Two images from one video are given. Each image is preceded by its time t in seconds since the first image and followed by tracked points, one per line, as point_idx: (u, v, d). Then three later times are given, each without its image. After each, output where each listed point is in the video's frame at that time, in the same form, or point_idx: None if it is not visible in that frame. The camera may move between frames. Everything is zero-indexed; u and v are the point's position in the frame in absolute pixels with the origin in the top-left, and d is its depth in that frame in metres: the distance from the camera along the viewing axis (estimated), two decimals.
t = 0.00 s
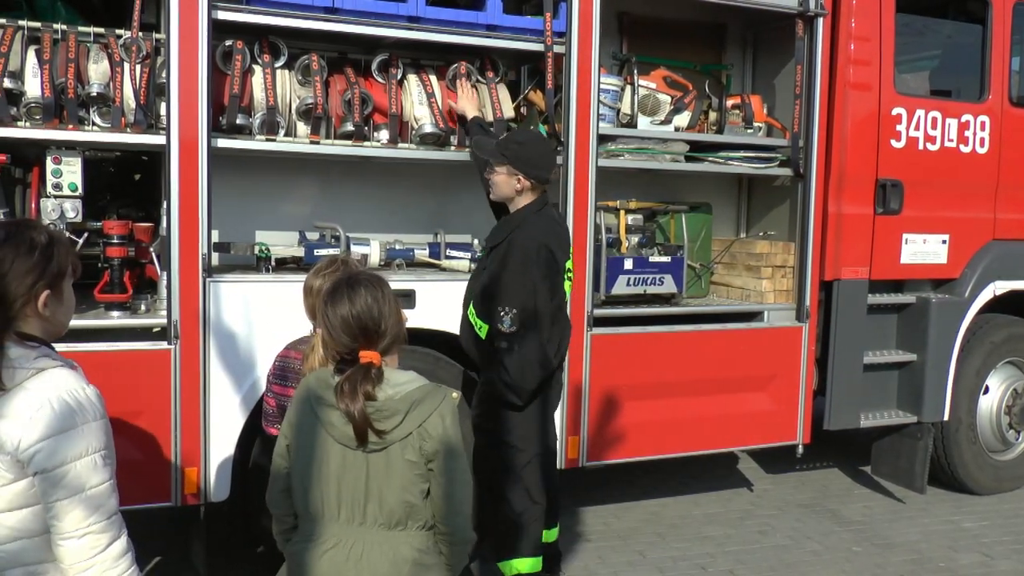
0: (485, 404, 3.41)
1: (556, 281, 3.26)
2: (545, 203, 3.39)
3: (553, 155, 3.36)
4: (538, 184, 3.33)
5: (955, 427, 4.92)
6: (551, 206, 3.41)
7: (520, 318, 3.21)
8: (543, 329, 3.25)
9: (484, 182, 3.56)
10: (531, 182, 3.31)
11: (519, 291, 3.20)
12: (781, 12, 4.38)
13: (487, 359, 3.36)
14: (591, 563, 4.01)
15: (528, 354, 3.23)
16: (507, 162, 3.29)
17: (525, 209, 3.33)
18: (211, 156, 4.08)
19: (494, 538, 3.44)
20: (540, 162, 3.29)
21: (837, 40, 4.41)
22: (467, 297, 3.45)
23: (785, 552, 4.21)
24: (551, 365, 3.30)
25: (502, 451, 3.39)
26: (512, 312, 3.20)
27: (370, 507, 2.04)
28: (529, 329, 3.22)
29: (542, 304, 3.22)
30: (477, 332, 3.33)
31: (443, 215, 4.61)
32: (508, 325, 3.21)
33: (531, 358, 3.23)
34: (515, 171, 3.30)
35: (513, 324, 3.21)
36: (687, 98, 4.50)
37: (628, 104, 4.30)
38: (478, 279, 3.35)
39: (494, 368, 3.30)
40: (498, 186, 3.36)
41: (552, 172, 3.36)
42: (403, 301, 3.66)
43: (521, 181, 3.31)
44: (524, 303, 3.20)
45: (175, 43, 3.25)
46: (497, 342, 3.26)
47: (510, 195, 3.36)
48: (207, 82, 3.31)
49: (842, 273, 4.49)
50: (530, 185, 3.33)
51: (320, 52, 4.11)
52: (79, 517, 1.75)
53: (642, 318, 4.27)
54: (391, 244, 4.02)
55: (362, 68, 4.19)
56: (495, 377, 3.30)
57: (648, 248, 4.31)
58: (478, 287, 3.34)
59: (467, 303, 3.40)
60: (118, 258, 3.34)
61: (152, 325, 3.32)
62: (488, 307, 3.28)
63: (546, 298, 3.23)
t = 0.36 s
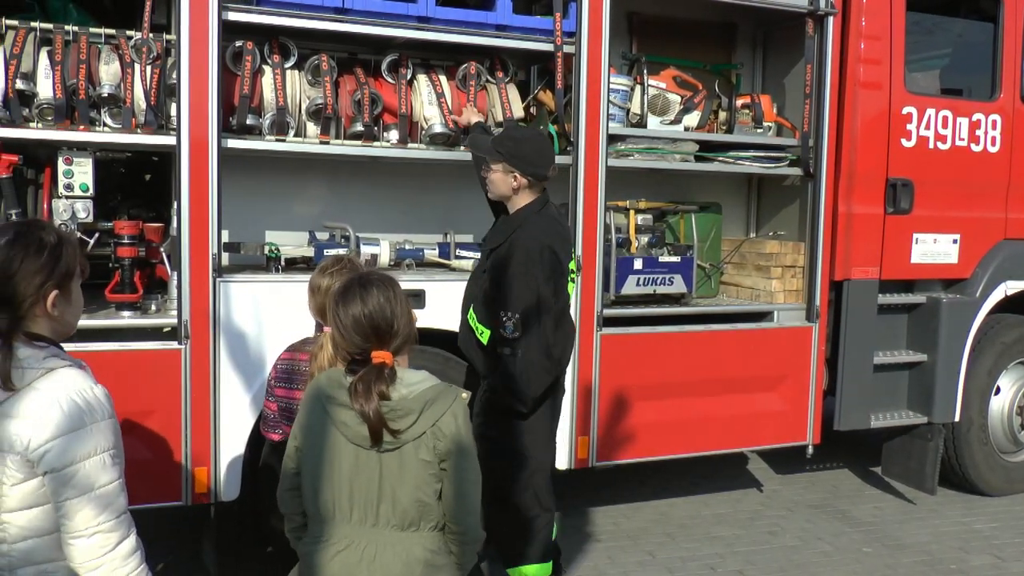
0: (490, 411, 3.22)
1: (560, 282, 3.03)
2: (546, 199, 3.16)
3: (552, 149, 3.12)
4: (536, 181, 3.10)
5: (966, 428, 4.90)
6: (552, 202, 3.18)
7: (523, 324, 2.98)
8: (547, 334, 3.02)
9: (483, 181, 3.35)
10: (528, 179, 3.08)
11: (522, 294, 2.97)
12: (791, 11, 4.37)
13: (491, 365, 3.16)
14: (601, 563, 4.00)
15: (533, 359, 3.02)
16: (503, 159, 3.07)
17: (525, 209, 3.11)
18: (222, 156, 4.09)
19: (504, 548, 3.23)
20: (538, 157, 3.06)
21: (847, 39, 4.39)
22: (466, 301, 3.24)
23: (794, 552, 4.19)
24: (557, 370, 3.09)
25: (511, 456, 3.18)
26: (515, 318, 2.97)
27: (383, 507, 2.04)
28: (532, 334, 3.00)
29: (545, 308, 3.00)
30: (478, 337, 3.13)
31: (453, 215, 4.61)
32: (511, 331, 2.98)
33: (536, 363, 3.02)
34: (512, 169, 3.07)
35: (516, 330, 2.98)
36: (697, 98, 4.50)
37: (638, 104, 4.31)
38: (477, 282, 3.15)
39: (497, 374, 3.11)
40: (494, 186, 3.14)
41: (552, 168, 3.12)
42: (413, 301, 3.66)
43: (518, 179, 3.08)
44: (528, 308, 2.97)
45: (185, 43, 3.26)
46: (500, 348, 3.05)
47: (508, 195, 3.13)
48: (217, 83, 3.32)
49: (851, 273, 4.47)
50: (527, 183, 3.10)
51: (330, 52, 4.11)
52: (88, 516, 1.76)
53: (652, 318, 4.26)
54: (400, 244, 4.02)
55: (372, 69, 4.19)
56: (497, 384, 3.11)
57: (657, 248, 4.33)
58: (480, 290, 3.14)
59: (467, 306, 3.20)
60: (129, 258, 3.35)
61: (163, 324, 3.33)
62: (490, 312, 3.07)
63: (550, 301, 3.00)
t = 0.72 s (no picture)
0: (484, 415, 3.17)
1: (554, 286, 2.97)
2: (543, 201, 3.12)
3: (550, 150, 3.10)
4: (532, 180, 3.07)
5: (973, 429, 4.88)
6: (550, 205, 3.15)
7: (515, 325, 2.92)
8: (541, 337, 2.94)
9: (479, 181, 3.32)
10: (524, 178, 3.06)
11: (516, 296, 2.92)
12: (799, 11, 4.36)
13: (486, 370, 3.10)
14: (608, 563, 4.00)
15: (523, 362, 2.93)
16: (500, 157, 3.05)
17: (519, 209, 3.08)
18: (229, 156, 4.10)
19: (505, 550, 3.20)
20: (534, 156, 3.03)
21: (855, 38, 4.38)
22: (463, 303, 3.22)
23: (801, 553, 4.19)
24: (547, 376, 3.01)
25: (514, 457, 3.13)
26: (506, 321, 2.94)
27: (382, 507, 2.05)
28: (524, 337, 2.92)
29: (537, 311, 2.92)
30: (473, 339, 3.08)
31: (459, 215, 4.61)
32: (502, 333, 2.95)
33: (525, 367, 2.94)
34: (507, 167, 3.06)
35: (507, 333, 2.94)
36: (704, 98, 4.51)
37: (644, 104, 4.30)
38: (474, 283, 3.12)
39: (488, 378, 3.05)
40: (489, 184, 3.12)
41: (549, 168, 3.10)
42: (420, 301, 3.66)
43: (513, 177, 3.07)
44: (520, 310, 2.91)
45: (192, 44, 3.26)
46: (492, 351, 3.00)
47: (503, 193, 3.11)
48: (224, 83, 3.32)
49: (858, 273, 4.46)
50: (523, 181, 3.08)
51: (337, 53, 4.12)
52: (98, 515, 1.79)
53: (658, 318, 4.26)
54: (407, 244, 4.02)
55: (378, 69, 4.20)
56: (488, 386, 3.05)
57: (664, 248, 4.34)
58: (475, 292, 3.11)
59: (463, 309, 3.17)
60: (135, 258, 3.35)
61: (169, 325, 3.33)
62: (484, 314, 3.03)
63: (543, 303, 2.93)
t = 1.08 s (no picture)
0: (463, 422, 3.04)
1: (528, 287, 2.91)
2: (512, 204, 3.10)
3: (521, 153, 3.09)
4: (502, 183, 3.05)
5: (975, 429, 4.88)
6: (520, 208, 3.12)
7: (489, 327, 2.85)
8: (516, 340, 2.87)
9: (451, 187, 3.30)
10: (494, 181, 3.03)
11: (489, 298, 2.86)
12: (800, 11, 4.35)
13: (462, 375, 3.05)
14: (609, 563, 4.00)
15: (498, 364, 2.85)
16: (470, 158, 3.04)
17: (489, 212, 3.05)
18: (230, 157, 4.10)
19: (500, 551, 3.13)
20: (505, 157, 3.02)
21: (857, 38, 4.37)
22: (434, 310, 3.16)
23: (802, 553, 4.18)
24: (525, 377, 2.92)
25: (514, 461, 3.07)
26: (480, 322, 2.86)
27: (379, 505, 2.05)
28: (500, 340, 2.84)
29: (512, 312, 2.86)
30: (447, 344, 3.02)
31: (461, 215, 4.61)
32: (476, 336, 2.86)
33: (500, 369, 2.85)
34: (478, 170, 3.03)
35: (480, 335, 2.85)
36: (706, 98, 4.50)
37: (646, 104, 4.28)
38: (448, 287, 3.05)
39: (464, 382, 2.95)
40: (459, 187, 3.10)
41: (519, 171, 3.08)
42: (422, 301, 3.67)
43: (484, 180, 3.04)
44: (494, 311, 2.85)
45: (194, 44, 3.27)
46: (467, 355, 2.89)
47: (473, 197, 3.09)
48: (226, 83, 3.32)
49: (860, 273, 4.46)
50: (493, 185, 3.05)
51: (338, 53, 4.12)
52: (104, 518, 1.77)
53: (660, 318, 4.25)
54: (408, 244, 4.03)
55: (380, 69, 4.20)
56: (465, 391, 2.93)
57: (665, 248, 4.34)
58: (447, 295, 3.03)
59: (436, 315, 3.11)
60: (138, 258, 3.35)
61: (171, 324, 3.33)
62: (458, 318, 2.96)
63: (516, 304, 2.87)
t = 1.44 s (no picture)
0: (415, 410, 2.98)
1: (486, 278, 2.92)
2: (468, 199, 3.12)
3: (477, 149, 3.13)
4: (459, 174, 3.06)
5: (975, 429, 4.88)
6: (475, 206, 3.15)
7: (449, 314, 2.84)
8: (474, 330, 2.87)
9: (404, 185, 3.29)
10: (451, 172, 3.05)
11: (450, 285, 2.85)
12: (800, 11, 4.35)
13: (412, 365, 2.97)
14: (609, 563, 4.00)
15: (455, 351, 2.84)
16: (427, 151, 3.05)
17: (447, 204, 3.05)
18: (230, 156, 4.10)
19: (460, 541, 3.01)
20: (463, 150, 3.04)
21: (857, 38, 4.37)
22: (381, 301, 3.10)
23: (802, 554, 4.18)
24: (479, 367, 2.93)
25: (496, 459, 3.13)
26: (440, 308, 2.84)
27: (386, 509, 2.06)
28: (460, 328, 2.83)
29: (471, 301, 2.85)
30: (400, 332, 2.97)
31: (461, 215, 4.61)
32: (436, 322, 2.83)
33: (458, 356, 2.84)
34: (435, 160, 3.05)
35: (440, 321, 2.83)
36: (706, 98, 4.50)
37: (646, 104, 4.29)
38: (401, 276, 3.02)
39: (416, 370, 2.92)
40: (415, 180, 3.10)
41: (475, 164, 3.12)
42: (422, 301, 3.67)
43: (442, 170, 3.05)
44: (454, 299, 2.84)
45: (194, 44, 3.27)
46: (424, 340, 2.86)
47: (430, 189, 3.09)
48: (226, 83, 3.32)
49: (860, 273, 4.46)
50: (450, 176, 3.06)
51: (338, 53, 4.13)
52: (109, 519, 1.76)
53: (660, 318, 4.25)
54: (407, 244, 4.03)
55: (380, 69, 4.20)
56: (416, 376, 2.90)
57: (665, 248, 4.34)
58: (400, 284, 3.00)
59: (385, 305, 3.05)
60: (138, 258, 3.34)
61: (171, 324, 3.33)
62: (415, 305, 2.92)
63: (476, 293, 2.87)
